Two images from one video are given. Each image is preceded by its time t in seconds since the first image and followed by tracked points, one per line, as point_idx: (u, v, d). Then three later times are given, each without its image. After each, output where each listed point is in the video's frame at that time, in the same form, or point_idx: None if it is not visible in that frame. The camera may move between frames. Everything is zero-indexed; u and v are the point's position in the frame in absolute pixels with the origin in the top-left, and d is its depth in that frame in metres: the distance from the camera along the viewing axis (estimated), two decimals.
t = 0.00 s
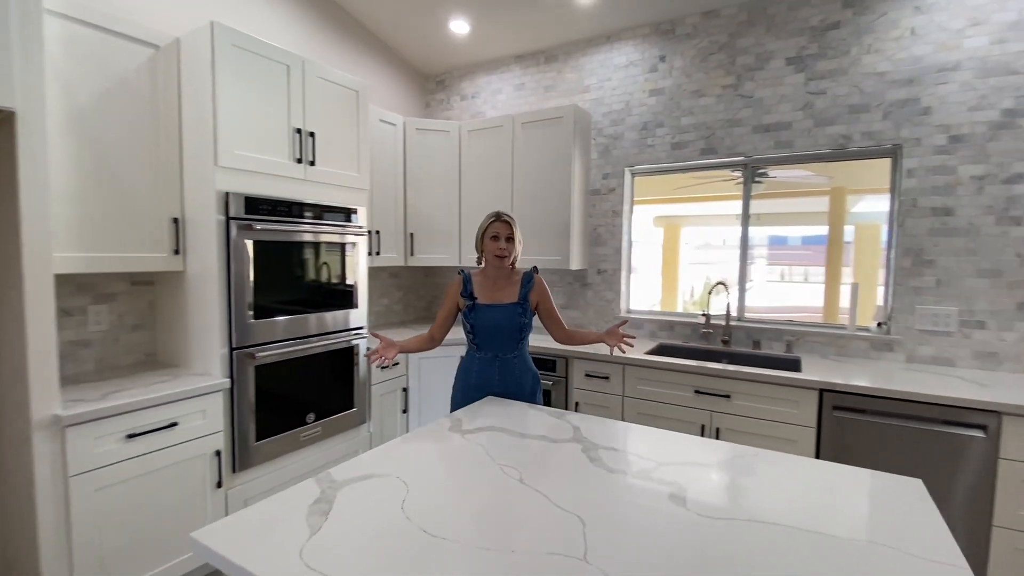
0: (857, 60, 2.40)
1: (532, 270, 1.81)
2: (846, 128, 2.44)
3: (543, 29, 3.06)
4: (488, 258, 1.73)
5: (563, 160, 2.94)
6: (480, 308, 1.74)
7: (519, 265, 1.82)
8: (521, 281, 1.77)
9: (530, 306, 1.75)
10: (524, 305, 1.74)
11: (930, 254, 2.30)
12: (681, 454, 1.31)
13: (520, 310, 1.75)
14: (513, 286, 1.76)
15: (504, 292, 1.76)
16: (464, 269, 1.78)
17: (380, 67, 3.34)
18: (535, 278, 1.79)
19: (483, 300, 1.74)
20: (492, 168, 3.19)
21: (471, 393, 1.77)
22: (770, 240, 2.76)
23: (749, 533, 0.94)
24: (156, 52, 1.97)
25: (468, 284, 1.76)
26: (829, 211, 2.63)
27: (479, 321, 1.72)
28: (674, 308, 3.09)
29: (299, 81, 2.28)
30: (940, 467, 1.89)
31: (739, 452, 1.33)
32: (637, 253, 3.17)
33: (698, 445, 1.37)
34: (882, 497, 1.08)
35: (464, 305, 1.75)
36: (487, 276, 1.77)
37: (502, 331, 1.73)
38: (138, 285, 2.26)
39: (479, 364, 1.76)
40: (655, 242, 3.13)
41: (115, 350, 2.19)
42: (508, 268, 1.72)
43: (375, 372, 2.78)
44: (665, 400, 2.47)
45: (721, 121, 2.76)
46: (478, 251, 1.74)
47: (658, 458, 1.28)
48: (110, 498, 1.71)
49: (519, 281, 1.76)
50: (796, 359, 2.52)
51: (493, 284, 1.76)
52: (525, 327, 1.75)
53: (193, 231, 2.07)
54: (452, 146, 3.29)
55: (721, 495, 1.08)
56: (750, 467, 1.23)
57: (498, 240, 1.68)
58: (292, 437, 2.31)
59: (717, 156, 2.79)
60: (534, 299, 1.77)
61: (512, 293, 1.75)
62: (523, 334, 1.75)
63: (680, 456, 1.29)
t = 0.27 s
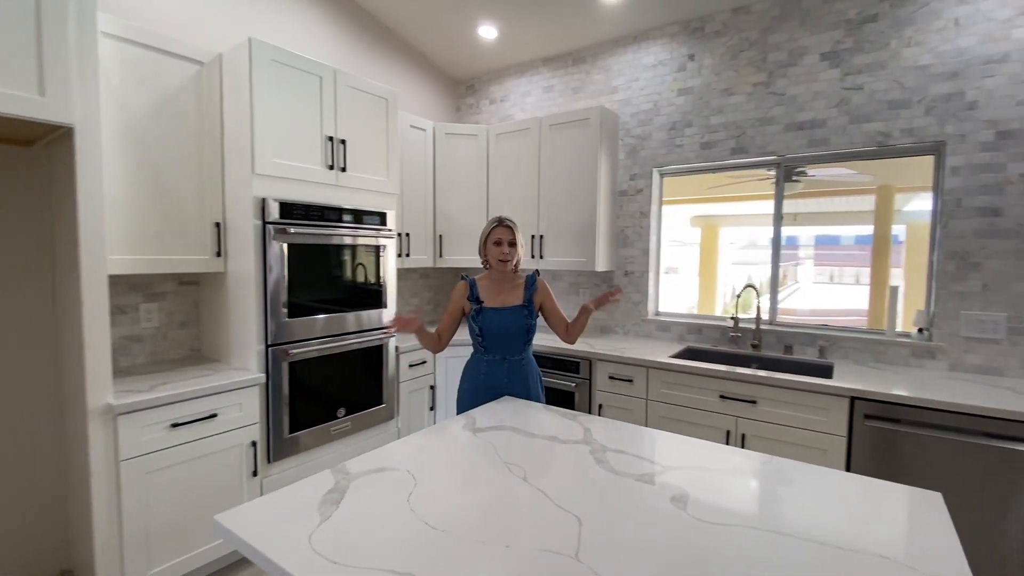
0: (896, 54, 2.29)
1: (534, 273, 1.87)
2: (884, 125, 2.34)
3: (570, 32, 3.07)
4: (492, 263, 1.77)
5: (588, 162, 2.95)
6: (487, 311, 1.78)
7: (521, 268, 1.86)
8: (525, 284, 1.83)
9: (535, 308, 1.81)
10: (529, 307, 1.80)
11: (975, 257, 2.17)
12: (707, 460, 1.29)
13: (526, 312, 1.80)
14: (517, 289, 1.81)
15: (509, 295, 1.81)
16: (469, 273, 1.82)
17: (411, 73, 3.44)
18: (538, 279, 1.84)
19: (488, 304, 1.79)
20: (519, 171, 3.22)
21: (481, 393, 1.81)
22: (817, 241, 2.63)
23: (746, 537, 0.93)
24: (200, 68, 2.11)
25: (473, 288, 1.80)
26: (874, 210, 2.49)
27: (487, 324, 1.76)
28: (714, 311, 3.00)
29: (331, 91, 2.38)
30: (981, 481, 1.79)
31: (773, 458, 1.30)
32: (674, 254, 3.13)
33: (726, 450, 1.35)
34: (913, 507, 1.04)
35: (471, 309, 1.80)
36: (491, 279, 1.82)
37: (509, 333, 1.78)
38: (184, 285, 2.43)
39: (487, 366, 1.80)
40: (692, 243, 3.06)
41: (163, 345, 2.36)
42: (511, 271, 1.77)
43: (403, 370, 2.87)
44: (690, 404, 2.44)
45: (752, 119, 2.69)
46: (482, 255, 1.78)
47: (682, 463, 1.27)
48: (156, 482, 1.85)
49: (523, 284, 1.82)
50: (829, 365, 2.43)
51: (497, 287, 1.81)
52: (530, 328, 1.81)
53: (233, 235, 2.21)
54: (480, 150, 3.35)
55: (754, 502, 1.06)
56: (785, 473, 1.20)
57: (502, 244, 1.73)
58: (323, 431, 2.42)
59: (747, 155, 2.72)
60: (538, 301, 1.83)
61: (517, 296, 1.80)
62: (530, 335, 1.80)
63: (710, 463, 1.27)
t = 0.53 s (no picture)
0: (936, 46, 2.19)
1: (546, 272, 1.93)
2: (922, 120, 2.24)
3: (595, 32, 3.07)
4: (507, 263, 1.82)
5: (613, 162, 2.94)
6: (503, 309, 1.83)
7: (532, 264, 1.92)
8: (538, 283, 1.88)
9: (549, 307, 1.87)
10: (544, 305, 1.86)
11: (1021, 258, 2.06)
12: (728, 465, 1.28)
13: (540, 310, 1.86)
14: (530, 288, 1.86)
15: (522, 292, 1.87)
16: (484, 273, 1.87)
17: (439, 77, 3.51)
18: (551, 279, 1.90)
19: (504, 302, 1.84)
20: (544, 172, 3.25)
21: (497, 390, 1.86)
22: (863, 241, 2.52)
23: (745, 542, 0.93)
24: (238, 79, 2.24)
25: (489, 287, 1.84)
26: (920, 208, 2.37)
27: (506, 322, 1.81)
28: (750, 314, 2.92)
29: (360, 97, 2.48)
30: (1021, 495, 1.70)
31: (804, 466, 1.28)
32: (711, 254, 3.06)
33: (750, 456, 1.33)
34: (942, 521, 1.02)
35: (487, 307, 1.84)
36: (505, 278, 1.87)
37: (526, 331, 1.84)
38: (224, 284, 2.57)
39: (504, 362, 1.84)
40: (728, 244, 2.99)
41: (205, 340, 2.51)
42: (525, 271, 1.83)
43: (429, 368, 2.95)
44: (713, 407, 2.41)
45: (781, 117, 2.63)
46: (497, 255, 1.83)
47: (699, 467, 1.27)
48: (195, 468, 1.98)
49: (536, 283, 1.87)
50: (862, 369, 2.34)
51: (511, 286, 1.85)
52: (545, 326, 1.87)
53: (268, 236, 2.33)
54: (506, 151, 3.39)
55: (783, 510, 1.04)
56: (807, 481, 1.18)
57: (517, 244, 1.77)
58: (351, 424, 2.52)
59: (776, 153, 2.66)
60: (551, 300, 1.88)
61: (530, 293, 1.87)
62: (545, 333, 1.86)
63: (733, 467, 1.26)
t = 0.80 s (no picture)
0: (971, 36, 2.10)
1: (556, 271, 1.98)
2: (956, 114, 2.15)
3: (614, 31, 3.06)
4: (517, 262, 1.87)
5: (631, 161, 2.92)
6: (515, 308, 1.88)
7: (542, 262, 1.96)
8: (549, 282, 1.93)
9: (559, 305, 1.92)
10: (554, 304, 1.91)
11: None
12: (738, 467, 1.26)
13: (551, 309, 1.90)
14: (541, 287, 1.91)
15: (533, 291, 1.91)
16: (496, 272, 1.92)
17: (460, 79, 3.56)
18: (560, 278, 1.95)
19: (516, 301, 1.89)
20: (563, 172, 3.25)
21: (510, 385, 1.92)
22: (905, 240, 2.39)
23: (740, 545, 0.92)
24: (264, 85, 2.34)
25: (501, 286, 1.89)
26: (963, 205, 2.25)
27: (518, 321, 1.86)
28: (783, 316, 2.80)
29: (380, 101, 2.54)
30: None
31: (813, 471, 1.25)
32: (742, 255, 2.97)
33: (765, 459, 1.31)
34: (964, 532, 0.98)
35: (499, 306, 1.89)
36: (516, 277, 1.92)
37: (537, 329, 1.90)
38: (252, 282, 2.68)
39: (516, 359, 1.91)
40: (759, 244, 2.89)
41: (234, 336, 2.62)
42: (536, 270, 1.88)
43: (447, 366, 3.00)
44: (732, 410, 2.36)
45: (806, 112, 2.56)
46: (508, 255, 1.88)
47: (708, 469, 1.25)
48: (221, 458, 2.08)
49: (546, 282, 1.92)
50: (890, 374, 2.26)
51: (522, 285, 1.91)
52: (556, 325, 1.91)
53: (292, 237, 2.42)
54: (526, 152, 3.41)
55: (809, 518, 1.01)
56: (815, 485, 1.16)
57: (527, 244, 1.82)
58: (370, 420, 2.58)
59: (801, 150, 2.58)
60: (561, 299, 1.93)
61: (541, 291, 1.92)
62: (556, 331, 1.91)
63: (745, 470, 1.24)
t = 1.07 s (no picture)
0: (999, 28, 2.02)
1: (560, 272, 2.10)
2: (983, 109, 2.07)
3: (629, 30, 3.04)
4: (521, 264, 2.01)
5: (646, 161, 2.89)
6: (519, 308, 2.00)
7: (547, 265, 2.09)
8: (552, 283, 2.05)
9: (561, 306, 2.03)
10: (557, 304, 2.02)
11: None
12: (745, 471, 1.24)
13: (554, 308, 2.02)
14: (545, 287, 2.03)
15: (537, 291, 2.04)
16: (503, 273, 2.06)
17: (477, 81, 3.59)
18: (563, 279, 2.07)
19: (520, 301, 2.01)
20: (578, 172, 3.24)
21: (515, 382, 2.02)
22: (943, 241, 2.29)
23: (731, 547, 0.92)
24: (283, 90, 2.41)
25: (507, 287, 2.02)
26: (997, 203, 2.14)
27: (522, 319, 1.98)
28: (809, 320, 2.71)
29: (394, 103, 2.58)
30: None
31: (817, 475, 1.23)
32: (771, 255, 2.89)
33: (773, 464, 1.29)
34: (970, 542, 0.95)
35: (505, 306, 2.02)
36: (521, 278, 2.05)
37: (541, 328, 2.01)
38: (271, 281, 2.76)
39: (521, 357, 2.02)
40: (787, 244, 2.81)
41: (254, 334, 2.70)
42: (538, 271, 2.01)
43: (460, 365, 3.03)
44: (745, 413, 2.32)
45: (825, 109, 2.49)
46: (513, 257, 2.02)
47: (712, 472, 1.24)
48: (239, 451, 2.15)
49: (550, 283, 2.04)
50: (912, 378, 2.20)
51: (526, 286, 2.03)
52: (559, 324, 2.02)
53: (308, 237, 2.48)
54: (540, 153, 3.42)
55: (830, 525, 0.99)
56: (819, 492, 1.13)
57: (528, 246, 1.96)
58: (383, 417, 2.63)
59: (820, 148, 2.52)
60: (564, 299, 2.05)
61: (544, 292, 2.04)
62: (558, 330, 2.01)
63: (753, 475, 1.22)
